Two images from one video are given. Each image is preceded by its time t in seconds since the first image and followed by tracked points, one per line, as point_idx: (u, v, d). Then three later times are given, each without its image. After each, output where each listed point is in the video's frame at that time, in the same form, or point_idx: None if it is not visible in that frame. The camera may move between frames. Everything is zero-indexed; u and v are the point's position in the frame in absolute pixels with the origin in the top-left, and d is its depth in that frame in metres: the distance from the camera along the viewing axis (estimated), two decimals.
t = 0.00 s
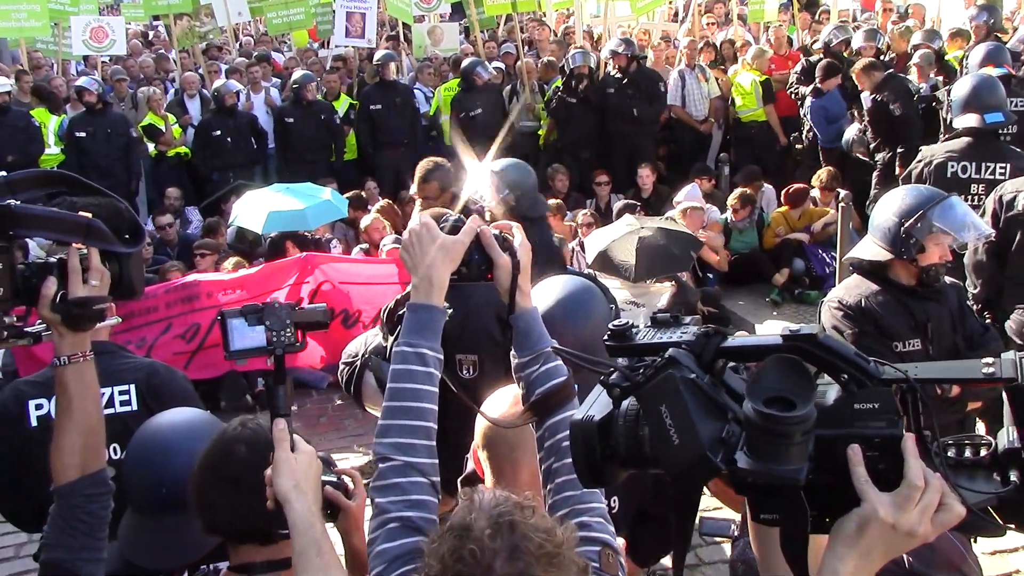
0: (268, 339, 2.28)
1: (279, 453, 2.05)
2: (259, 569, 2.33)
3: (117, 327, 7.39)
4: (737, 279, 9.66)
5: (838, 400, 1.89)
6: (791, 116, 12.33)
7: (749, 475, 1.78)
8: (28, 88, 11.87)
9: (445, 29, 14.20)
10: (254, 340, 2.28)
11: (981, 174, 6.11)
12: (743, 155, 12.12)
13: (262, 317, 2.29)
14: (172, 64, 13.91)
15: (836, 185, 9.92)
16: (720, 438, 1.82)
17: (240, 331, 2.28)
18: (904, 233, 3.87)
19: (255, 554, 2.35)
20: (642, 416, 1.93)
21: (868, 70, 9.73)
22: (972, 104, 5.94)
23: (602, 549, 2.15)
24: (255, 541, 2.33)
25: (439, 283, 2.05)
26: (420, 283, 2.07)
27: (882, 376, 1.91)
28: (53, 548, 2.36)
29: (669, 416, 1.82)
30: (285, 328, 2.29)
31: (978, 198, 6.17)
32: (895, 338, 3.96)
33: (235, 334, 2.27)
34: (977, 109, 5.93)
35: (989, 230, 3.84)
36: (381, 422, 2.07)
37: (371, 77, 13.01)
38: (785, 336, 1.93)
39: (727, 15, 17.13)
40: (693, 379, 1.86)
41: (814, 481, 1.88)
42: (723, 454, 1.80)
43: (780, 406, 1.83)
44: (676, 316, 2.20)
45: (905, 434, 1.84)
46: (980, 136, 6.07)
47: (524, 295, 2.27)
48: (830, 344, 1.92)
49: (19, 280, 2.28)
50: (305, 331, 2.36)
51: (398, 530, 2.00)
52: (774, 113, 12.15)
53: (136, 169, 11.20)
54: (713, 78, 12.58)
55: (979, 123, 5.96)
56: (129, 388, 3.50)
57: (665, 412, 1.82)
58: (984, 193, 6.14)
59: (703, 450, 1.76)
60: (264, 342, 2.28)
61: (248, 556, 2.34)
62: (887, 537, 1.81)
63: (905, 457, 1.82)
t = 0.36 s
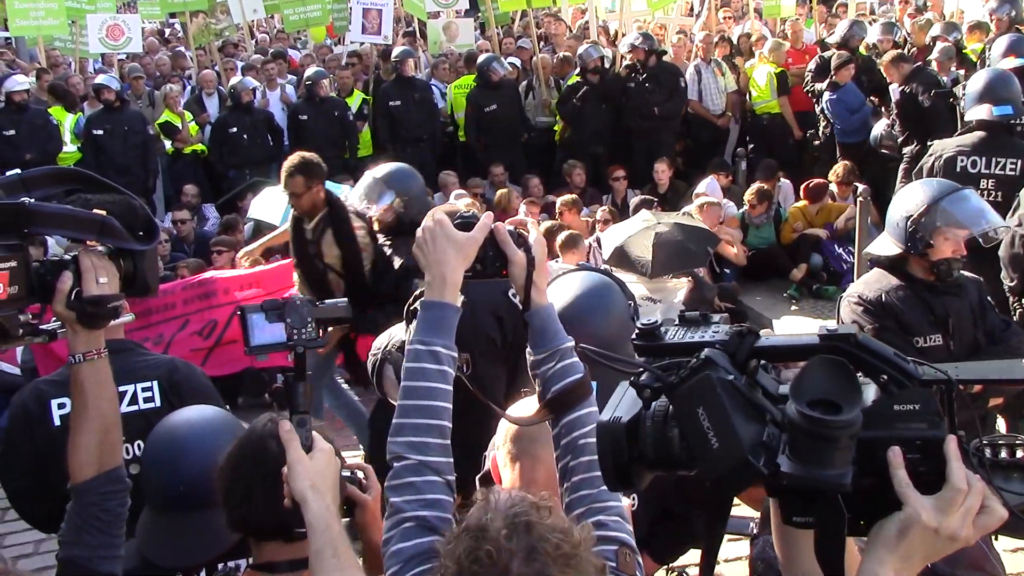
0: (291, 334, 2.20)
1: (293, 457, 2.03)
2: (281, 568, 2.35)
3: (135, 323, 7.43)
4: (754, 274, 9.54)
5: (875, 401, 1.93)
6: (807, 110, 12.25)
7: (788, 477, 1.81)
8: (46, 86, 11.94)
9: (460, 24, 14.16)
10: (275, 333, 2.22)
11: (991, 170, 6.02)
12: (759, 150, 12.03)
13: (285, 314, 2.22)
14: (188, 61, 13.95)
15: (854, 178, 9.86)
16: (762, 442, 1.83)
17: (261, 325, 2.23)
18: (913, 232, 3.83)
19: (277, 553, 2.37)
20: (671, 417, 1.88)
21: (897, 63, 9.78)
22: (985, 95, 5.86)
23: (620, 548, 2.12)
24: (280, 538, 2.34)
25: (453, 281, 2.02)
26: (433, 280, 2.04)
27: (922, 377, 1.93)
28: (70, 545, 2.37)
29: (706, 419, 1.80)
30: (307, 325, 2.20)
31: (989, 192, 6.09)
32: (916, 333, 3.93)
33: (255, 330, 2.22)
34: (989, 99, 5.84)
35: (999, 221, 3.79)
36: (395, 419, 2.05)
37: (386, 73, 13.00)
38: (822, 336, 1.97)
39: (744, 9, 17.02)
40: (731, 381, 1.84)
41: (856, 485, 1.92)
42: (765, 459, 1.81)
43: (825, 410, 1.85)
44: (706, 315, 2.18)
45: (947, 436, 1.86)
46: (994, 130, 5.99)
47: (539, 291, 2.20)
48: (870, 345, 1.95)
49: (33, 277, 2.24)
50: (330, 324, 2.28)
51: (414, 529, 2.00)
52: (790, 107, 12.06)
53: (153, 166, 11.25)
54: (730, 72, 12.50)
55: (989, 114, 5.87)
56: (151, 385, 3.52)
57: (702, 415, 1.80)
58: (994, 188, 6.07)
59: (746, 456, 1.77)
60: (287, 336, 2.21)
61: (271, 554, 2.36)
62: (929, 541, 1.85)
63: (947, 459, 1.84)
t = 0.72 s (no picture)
0: (322, 328, 3.03)
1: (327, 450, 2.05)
2: (303, 568, 2.36)
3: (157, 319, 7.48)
4: (775, 271, 9.54)
5: (918, 404, 1.94)
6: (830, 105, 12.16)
7: (832, 483, 1.81)
8: (67, 83, 12.00)
9: (479, 20, 14.13)
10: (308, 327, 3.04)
11: (1008, 165, 5.94)
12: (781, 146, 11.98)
13: (318, 314, 3.04)
14: (208, 57, 14.01)
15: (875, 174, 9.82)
16: (806, 446, 1.83)
17: (292, 322, 3.04)
18: (924, 233, 3.81)
19: (298, 552, 2.37)
20: (705, 421, 1.96)
21: (921, 56, 9.80)
22: (1004, 91, 5.86)
23: (649, 539, 2.11)
24: (296, 534, 2.35)
25: (482, 273, 2.02)
26: (463, 272, 2.03)
27: (964, 380, 1.94)
28: (99, 541, 2.38)
29: (747, 422, 1.81)
30: (338, 321, 3.04)
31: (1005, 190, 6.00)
32: (939, 331, 3.92)
33: (292, 325, 3.04)
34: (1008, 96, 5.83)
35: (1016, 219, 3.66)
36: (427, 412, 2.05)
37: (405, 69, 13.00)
38: (861, 339, 1.99)
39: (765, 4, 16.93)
40: (773, 384, 1.84)
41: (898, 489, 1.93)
42: (809, 462, 1.82)
43: (870, 412, 1.83)
44: (741, 319, 2.22)
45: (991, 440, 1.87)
46: (1013, 127, 5.90)
47: (568, 281, 2.17)
48: (910, 348, 1.97)
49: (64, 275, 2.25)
50: (354, 317, 3.12)
51: (446, 519, 2.00)
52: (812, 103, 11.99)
53: (173, 163, 11.30)
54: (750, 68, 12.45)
55: (1007, 111, 5.82)
56: (180, 380, 3.56)
57: (744, 418, 1.81)
58: (1011, 185, 5.97)
59: (789, 459, 1.77)
60: (318, 329, 3.03)
61: (292, 553, 2.37)
62: (973, 546, 1.81)
63: (993, 465, 1.83)
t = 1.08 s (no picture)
0: (374, 314, 2.87)
1: (375, 439, 2.01)
2: (336, 555, 2.37)
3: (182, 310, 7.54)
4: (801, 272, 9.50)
5: (986, 399, 2.05)
6: (856, 106, 12.11)
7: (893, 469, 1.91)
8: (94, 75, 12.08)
9: (504, 17, 14.14)
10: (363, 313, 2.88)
11: None
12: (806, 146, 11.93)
13: (373, 300, 2.88)
14: (234, 52, 14.07)
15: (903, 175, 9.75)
16: (863, 430, 1.97)
17: (346, 307, 2.89)
18: (955, 234, 3.79)
19: (330, 540, 2.39)
20: (774, 406, 2.06)
21: (944, 58, 9.76)
22: None
23: (694, 524, 2.13)
24: (331, 521, 2.36)
25: (536, 257, 2.14)
26: (517, 255, 2.15)
27: None
28: (139, 528, 2.42)
29: (810, 403, 1.99)
30: (393, 310, 2.87)
31: None
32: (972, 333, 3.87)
33: (345, 310, 2.88)
34: None
35: None
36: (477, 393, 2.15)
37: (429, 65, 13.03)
38: (933, 333, 2.14)
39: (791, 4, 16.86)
40: (837, 368, 2.01)
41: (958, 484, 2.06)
42: (866, 445, 1.96)
43: (931, 400, 1.96)
44: (816, 308, 2.38)
45: None
46: None
47: (619, 266, 2.25)
48: (978, 344, 2.13)
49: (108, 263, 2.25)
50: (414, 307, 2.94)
51: (498, 500, 2.10)
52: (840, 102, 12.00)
53: (198, 156, 11.37)
54: (777, 67, 12.40)
55: None
56: (212, 369, 3.58)
57: (806, 399, 1.99)
58: None
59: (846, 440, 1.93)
60: (372, 315, 2.88)
61: (325, 540, 2.38)
62: None
63: None
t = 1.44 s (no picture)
0: (431, 301, 2.80)
1: (431, 429, 1.98)
2: (376, 539, 2.34)
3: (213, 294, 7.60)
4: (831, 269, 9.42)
5: None
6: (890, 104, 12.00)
7: (950, 419, 1.87)
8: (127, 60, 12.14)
9: (536, 8, 14.09)
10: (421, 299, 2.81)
11: None
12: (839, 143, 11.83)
13: (434, 287, 2.80)
14: (265, 38, 14.11)
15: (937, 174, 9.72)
16: (937, 380, 1.91)
17: (404, 294, 2.83)
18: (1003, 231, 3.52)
19: (370, 524, 2.36)
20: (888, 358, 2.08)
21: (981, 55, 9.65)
22: None
23: (747, 516, 2.27)
24: (370, 504, 2.35)
25: (594, 244, 2.24)
26: (575, 241, 2.26)
27: None
28: (183, 508, 2.43)
29: (902, 350, 2.01)
30: (453, 297, 2.78)
31: None
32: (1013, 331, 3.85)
33: (404, 297, 2.81)
34: None
35: None
36: (532, 379, 2.27)
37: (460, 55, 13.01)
38: None
39: None
40: (937, 325, 2.00)
41: None
42: (933, 394, 1.90)
43: (994, 360, 1.88)
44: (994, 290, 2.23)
45: None
46: None
47: (676, 254, 2.40)
48: None
49: (156, 243, 2.31)
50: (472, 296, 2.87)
51: (552, 486, 2.21)
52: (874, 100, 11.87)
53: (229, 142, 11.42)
54: (811, 63, 12.30)
55: None
56: (246, 351, 3.59)
57: (902, 346, 2.02)
58: None
59: (911, 382, 1.92)
60: (430, 303, 2.80)
61: (364, 524, 2.36)
62: None
63: None
